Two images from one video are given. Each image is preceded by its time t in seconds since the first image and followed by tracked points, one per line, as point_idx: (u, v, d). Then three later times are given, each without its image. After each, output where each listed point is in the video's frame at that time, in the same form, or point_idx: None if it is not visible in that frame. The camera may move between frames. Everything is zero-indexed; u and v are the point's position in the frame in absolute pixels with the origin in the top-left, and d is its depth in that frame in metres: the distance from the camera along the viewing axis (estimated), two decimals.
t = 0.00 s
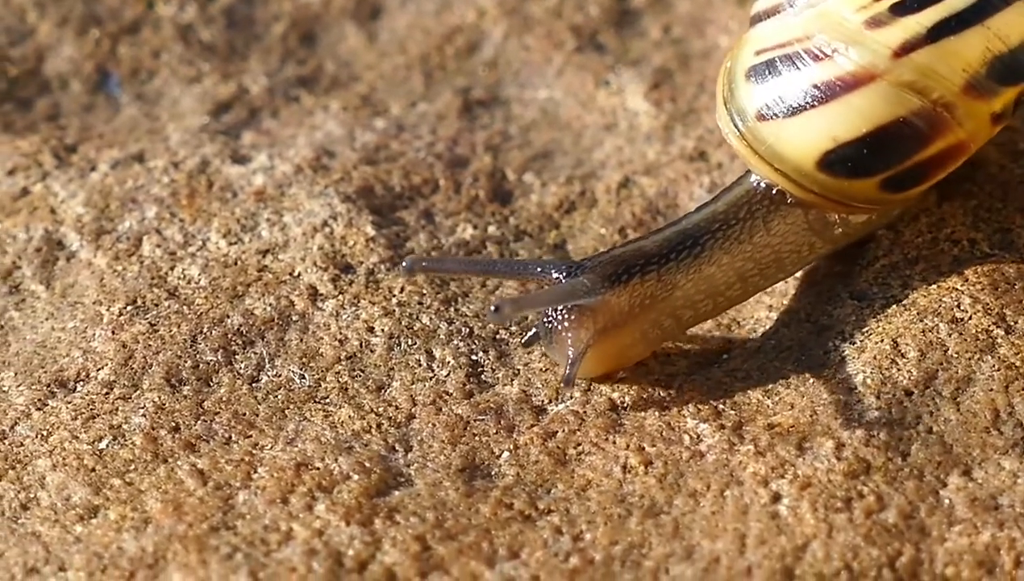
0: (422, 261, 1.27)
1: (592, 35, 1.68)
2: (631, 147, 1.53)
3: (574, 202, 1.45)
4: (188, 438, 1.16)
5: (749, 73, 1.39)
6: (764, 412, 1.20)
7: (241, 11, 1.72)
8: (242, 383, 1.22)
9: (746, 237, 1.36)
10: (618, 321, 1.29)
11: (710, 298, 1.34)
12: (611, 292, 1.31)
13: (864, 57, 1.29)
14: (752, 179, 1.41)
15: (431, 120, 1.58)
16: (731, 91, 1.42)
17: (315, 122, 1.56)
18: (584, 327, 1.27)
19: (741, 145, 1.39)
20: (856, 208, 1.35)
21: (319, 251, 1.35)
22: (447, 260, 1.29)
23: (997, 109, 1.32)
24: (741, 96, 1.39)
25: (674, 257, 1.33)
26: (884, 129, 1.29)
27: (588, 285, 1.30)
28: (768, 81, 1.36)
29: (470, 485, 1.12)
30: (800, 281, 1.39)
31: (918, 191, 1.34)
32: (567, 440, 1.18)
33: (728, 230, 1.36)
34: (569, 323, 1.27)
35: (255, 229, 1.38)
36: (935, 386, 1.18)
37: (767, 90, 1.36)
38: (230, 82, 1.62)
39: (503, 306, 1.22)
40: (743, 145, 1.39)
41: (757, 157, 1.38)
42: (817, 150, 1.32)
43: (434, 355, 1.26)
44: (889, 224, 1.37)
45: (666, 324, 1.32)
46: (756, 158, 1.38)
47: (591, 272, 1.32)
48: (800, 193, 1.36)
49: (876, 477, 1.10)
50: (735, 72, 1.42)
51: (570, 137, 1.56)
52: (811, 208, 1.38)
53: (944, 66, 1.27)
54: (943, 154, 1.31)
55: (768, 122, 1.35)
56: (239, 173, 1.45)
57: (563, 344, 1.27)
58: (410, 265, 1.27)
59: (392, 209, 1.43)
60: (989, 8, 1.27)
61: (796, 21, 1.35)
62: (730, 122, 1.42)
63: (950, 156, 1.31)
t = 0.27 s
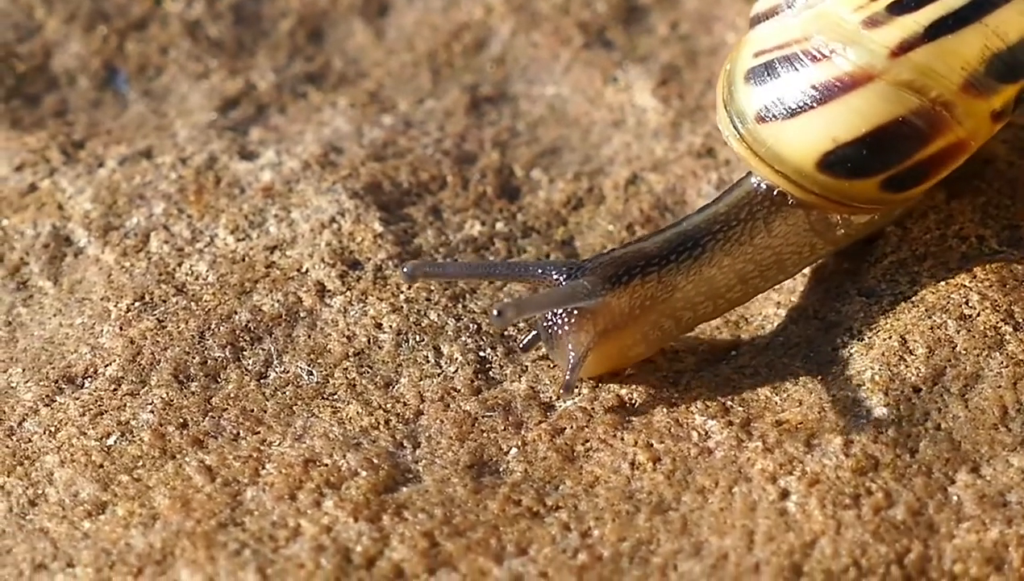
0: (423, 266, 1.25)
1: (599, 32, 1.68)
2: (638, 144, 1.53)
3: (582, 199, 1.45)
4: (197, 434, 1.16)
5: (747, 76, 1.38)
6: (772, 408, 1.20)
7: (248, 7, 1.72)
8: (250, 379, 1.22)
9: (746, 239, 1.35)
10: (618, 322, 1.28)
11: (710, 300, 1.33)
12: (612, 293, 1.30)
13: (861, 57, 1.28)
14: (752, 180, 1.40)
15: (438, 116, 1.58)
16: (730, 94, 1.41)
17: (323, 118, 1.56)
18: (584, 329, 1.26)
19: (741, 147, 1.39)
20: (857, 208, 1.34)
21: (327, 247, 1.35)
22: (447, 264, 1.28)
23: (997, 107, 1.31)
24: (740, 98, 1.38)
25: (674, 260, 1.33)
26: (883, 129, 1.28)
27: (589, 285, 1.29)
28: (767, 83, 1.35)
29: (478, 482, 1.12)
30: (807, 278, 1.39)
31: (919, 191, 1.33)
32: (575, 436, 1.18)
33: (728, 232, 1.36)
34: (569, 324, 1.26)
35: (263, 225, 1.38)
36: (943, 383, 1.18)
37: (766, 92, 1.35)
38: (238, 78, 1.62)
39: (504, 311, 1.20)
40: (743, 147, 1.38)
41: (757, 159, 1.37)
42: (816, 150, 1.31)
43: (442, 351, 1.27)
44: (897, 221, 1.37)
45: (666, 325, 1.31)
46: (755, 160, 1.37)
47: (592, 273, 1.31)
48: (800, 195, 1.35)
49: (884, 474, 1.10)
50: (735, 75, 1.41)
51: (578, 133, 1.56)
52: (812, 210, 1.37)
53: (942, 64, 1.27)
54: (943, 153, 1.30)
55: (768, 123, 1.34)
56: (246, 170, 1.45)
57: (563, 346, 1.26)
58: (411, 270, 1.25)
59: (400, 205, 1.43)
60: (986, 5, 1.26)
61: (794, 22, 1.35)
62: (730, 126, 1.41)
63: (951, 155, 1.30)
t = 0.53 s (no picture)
0: (422, 265, 1.26)
1: (607, 27, 1.68)
2: (646, 139, 1.53)
3: (589, 194, 1.46)
4: (204, 429, 1.16)
5: (742, 80, 1.38)
6: (780, 404, 1.20)
7: (256, 3, 1.72)
8: (258, 373, 1.22)
9: (743, 241, 1.35)
10: (614, 321, 1.28)
11: (705, 301, 1.33)
12: (607, 292, 1.29)
13: (853, 59, 1.27)
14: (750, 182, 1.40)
15: (446, 111, 1.58)
16: (727, 99, 1.41)
17: (330, 113, 1.56)
18: (581, 329, 1.26)
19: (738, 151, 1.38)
20: (855, 209, 1.34)
21: (334, 243, 1.35)
22: (445, 264, 1.28)
23: (993, 104, 1.29)
24: (736, 103, 1.38)
25: (669, 261, 1.32)
26: (878, 130, 1.27)
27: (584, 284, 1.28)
28: (761, 87, 1.35)
29: (485, 477, 1.12)
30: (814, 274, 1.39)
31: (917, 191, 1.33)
32: (583, 431, 1.18)
33: (724, 235, 1.35)
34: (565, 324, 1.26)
35: (270, 220, 1.38)
36: (951, 378, 1.18)
37: (761, 95, 1.35)
38: (245, 73, 1.62)
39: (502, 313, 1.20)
40: (741, 151, 1.38)
41: (754, 162, 1.36)
42: (812, 153, 1.30)
43: (449, 347, 1.27)
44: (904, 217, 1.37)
45: (660, 327, 1.31)
46: (753, 163, 1.37)
47: (588, 272, 1.30)
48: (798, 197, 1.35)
49: (893, 470, 1.10)
50: (731, 79, 1.41)
51: (585, 128, 1.57)
52: (811, 213, 1.37)
53: (935, 64, 1.25)
54: (939, 152, 1.29)
55: (763, 127, 1.34)
56: (254, 165, 1.45)
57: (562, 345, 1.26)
58: (409, 269, 1.25)
59: (408, 200, 1.43)
60: (977, 3, 1.25)
61: (788, 26, 1.34)
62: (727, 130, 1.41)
63: (947, 154, 1.29)
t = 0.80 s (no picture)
0: (423, 270, 1.25)
1: (612, 24, 1.68)
2: (651, 135, 1.54)
3: (595, 189, 1.46)
4: (211, 424, 1.16)
5: (742, 80, 1.38)
6: (786, 399, 1.20)
7: None
8: (265, 368, 1.22)
9: (742, 240, 1.35)
10: (613, 320, 1.27)
11: (704, 300, 1.32)
12: (607, 291, 1.28)
13: (853, 58, 1.27)
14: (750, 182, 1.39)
15: (452, 107, 1.58)
16: (726, 99, 1.40)
17: (336, 109, 1.56)
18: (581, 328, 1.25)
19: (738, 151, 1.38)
20: (856, 209, 1.33)
21: (340, 238, 1.35)
22: (446, 266, 1.28)
23: (993, 104, 1.29)
24: (736, 103, 1.38)
25: (667, 261, 1.32)
26: (878, 129, 1.27)
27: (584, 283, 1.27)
28: (761, 86, 1.34)
29: (492, 472, 1.12)
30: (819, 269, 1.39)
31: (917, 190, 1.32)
32: (589, 426, 1.18)
33: (723, 234, 1.35)
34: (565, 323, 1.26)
35: (277, 215, 1.38)
36: (957, 374, 1.18)
37: (761, 95, 1.34)
38: (251, 68, 1.62)
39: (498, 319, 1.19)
40: (741, 151, 1.37)
41: (754, 163, 1.36)
42: (811, 152, 1.30)
43: (456, 342, 1.27)
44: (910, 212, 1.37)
45: (659, 325, 1.30)
46: (752, 163, 1.36)
47: (587, 271, 1.29)
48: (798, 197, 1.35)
49: (899, 465, 1.10)
50: (731, 79, 1.40)
51: (591, 124, 1.57)
52: (811, 212, 1.36)
53: (935, 63, 1.25)
54: (939, 151, 1.29)
55: (763, 126, 1.34)
56: (260, 160, 1.45)
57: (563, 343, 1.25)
58: (411, 274, 1.25)
59: (414, 196, 1.43)
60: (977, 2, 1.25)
61: (788, 25, 1.34)
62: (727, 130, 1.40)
63: (947, 153, 1.29)
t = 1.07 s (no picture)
0: (424, 269, 1.26)
1: (616, 22, 1.69)
2: (655, 133, 1.54)
3: (598, 187, 1.46)
4: (214, 422, 1.16)
5: (749, 83, 1.37)
6: (789, 397, 1.20)
7: None
8: (268, 366, 1.22)
9: (740, 244, 1.34)
10: (611, 323, 1.27)
11: (703, 303, 1.32)
12: (606, 294, 1.28)
13: (860, 68, 1.26)
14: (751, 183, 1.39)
15: (455, 105, 1.58)
16: (730, 102, 1.40)
17: (340, 107, 1.56)
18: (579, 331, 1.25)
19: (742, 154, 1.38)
20: (856, 217, 1.33)
21: (344, 235, 1.35)
22: (448, 266, 1.28)
23: (998, 119, 1.29)
24: (740, 107, 1.37)
25: (667, 264, 1.31)
26: (883, 139, 1.27)
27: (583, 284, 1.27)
28: (766, 91, 1.34)
29: (495, 470, 1.12)
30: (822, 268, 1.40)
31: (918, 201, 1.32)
32: (593, 424, 1.18)
33: (721, 237, 1.34)
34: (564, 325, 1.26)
35: (280, 213, 1.38)
36: (960, 372, 1.18)
37: (766, 100, 1.34)
38: (255, 66, 1.62)
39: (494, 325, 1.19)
40: (744, 154, 1.37)
41: (757, 167, 1.36)
42: (815, 160, 1.30)
43: (459, 340, 1.27)
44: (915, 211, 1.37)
45: (658, 328, 1.30)
46: (755, 168, 1.36)
47: (587, 273, 1.29)
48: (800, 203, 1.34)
49: (902, 463, 1.10)
50: (736, 81, 1.40)
51: (595, 122, 1.57)
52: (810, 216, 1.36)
53: (943, 76, 1.25)
54: (942, 163, 1.28)
55: (767, 132, 1.33)
56: (264, 157, 1.45)
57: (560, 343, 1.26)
58: (412, 272, 1.25)
59: (417, 194, 1.43)
60: (987, 17, 1.24)
61: (795, 31, 1.33)
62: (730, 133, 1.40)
63: (950, 165, 1.29)
